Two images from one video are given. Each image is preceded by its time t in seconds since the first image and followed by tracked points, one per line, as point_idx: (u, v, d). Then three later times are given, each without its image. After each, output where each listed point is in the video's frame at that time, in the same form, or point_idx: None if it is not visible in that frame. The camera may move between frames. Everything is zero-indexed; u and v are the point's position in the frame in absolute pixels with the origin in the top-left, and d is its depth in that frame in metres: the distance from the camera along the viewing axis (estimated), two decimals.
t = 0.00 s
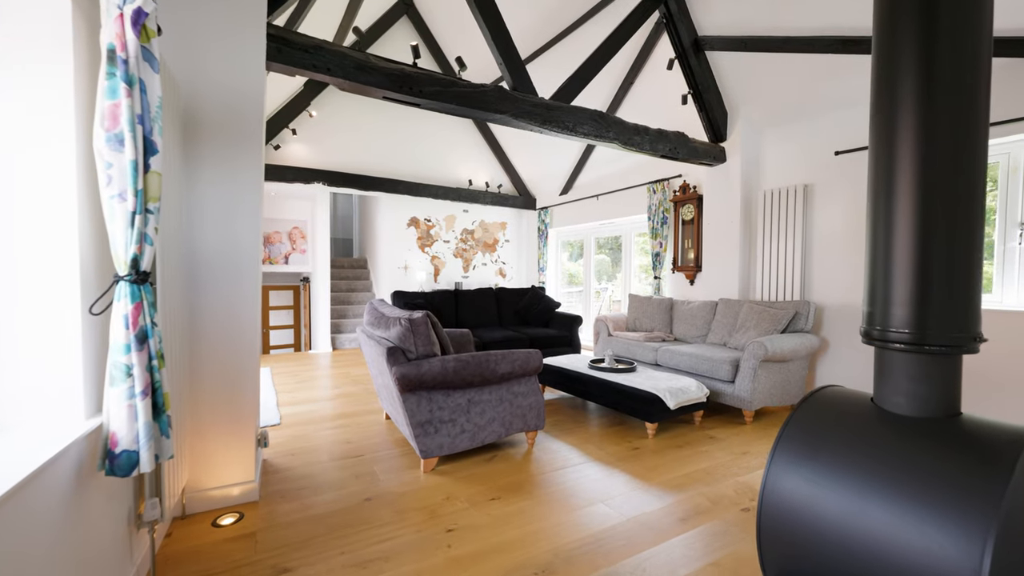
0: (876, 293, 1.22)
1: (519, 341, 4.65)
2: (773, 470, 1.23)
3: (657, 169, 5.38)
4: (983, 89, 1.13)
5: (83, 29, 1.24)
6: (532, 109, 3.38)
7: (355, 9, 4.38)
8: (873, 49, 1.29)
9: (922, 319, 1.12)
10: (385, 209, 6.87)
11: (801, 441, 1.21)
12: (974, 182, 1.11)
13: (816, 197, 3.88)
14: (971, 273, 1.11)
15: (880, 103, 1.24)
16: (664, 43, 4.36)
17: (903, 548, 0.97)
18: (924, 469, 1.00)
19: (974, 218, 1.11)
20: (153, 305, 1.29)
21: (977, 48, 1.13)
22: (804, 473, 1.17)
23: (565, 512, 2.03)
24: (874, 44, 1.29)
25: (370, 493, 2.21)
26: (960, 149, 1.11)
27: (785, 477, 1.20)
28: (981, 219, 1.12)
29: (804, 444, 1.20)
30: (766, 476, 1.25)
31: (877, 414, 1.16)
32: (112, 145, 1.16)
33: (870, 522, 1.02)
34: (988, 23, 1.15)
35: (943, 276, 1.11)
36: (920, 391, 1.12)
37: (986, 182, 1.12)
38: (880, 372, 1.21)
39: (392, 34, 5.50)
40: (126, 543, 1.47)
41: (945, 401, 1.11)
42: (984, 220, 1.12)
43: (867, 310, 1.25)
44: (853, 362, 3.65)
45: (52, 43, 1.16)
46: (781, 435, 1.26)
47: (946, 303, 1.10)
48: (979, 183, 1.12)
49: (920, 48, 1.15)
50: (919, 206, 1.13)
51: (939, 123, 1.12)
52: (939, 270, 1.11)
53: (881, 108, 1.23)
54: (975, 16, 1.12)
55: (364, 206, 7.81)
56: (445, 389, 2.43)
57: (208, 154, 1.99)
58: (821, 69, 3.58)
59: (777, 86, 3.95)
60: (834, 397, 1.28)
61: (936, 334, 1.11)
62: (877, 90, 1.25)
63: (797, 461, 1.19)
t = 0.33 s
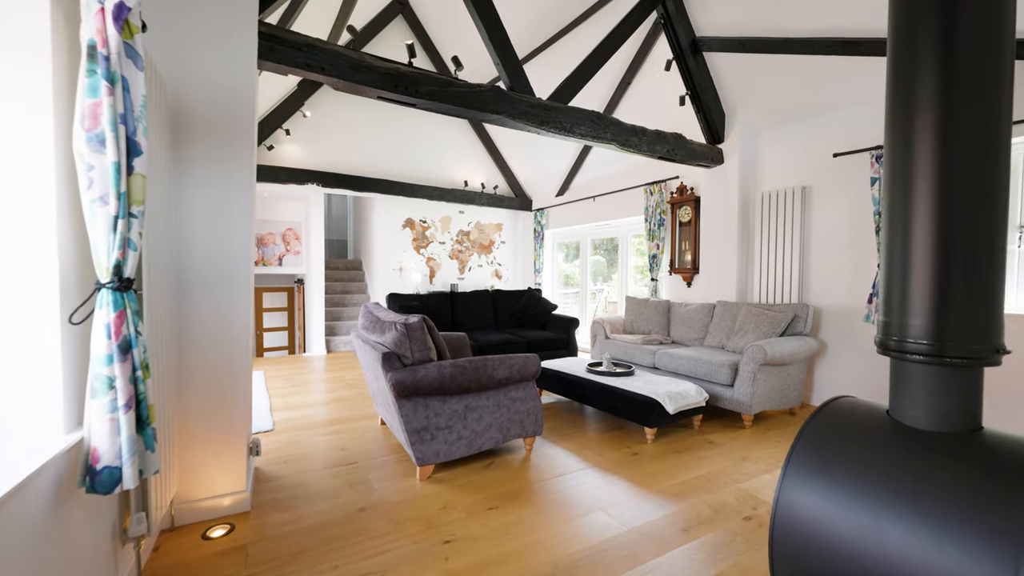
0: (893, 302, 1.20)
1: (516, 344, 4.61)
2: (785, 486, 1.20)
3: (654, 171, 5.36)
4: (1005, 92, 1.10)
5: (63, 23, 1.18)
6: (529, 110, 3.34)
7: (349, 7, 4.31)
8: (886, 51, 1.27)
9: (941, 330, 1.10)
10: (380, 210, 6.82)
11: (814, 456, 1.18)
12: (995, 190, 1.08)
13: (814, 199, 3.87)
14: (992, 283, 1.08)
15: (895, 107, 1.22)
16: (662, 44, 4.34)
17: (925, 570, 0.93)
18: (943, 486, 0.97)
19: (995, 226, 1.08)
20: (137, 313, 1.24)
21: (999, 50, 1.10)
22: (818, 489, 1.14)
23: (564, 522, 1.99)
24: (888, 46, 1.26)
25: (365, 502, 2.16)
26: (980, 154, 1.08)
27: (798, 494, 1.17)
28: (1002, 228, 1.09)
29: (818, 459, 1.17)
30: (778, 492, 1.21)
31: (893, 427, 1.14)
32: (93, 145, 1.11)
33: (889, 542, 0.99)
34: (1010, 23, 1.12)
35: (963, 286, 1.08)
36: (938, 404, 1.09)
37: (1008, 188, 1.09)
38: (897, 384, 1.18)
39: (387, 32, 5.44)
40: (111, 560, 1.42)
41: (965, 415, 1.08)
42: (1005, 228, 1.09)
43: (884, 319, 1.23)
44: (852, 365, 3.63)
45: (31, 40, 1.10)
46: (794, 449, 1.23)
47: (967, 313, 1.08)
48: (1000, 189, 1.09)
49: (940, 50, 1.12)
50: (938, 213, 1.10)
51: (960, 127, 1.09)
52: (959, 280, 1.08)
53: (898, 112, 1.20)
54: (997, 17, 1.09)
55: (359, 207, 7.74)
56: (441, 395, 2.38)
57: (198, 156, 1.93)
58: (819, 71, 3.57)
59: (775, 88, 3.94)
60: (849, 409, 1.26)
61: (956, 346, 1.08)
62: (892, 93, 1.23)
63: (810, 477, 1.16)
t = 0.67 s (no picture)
0: (911, 318, 1.18)
1: (512, 347, 4.56)
2: (799, 508, 1.16)
3: (651, 173, 5.33)
4: None
5: (42, 19, 1.13)
6: (526, 112, 3.30)
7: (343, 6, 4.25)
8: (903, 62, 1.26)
9: (962, 348, 1.08)
10: (375, 211, 6.76)
11: (829, 478, 1.15)
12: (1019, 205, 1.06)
13: (812, 202, 3.85)
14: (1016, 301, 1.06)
15: (913, 118, 1.20)
16: (659, 46, 4.31)
17: None
18: (962, 512, 0.94)
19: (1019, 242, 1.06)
20: (121, 325, 1.18)
21: None
22: (833, 512, 1.11)
23: (563, 534, 1.95)
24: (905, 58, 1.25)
25: (359, 514, 2.11)
26: (1004, 167, 1.06)
27: (813, 516, 1.13)
28: None
29: (833, 481, 1.14)
30: (791, 514, 1.18)
31: (912, 449, 1.11)
32: (73, 150, 1.05)
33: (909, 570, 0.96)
34: None
35: (986, 304, 1.06)
36: (959, 426, 1.07)
37: None
38: (915, 404, 1.16)
39: (382, 32, 5.37)
40: None
41: (987, 438, 1.05)
42: None
43: (900, 335, 1.21)
44: (850, 370, 3.62)
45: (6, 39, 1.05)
46: (807, 470, 1.20)
47: (990, 331, 1.05)
48: None
49: (961, 61, 1.10)
50: (959, 228, 1.08)
51: (982, 140, 1.07)
52: (981, 298, 1.06)
53: (916, 123, 1.19)
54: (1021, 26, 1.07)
55: (354, 207, 7.67)
56: (438, 403, 2.33)
57: (187, 159, 1.87)
58: (818, 73, 3.56)
59: (773, 90, 3.92)
60: (864, 427, 1.23)
61: (979, 366, 1.06)
62: (910, 105, 1.21)
63: (826, 500, 1.13)
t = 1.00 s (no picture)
0: (926, 338, 1.15)
1: (509, 351, 4.52)
2: (811, 533, 1.15)
3: (648, 175, 5.30)
4: None
5: (19, 20, 1.07)
6: (524, 115, 3.26)
7: (337, 6, 4.18)
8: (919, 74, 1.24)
9: (980, 373, 1.05)
10: (370, 212, 6.71)
11: (841, 502, 1.14)
12: None
13: (810, 206, 3.84)
14: None
15: (929, 134, 1.18)
16: (657, 48, 4.28)
17: None
18: (965, 536, 0.95)
19: None
20: (102, 342, 1.13)
21: None
22: (845, 537, 1.09)
23: (563, 548, 1.91)
24: (920, 70, 1.23)
25: (353, 527, 2.06)
26: None
27: (825, 541, 1.12)
28: None
29: (845, 505, 1.12)
30: (802, 538, 1.17)
31: (926, 474, 1.10)
32: (50, 159, 1.00)
33: None
34: None
35: (1005, 328, 1.03)
36: (976, 452, 1.05)
37: None
38: (929, 428, 1.15)
39: (377, 32, 5.31)
40: None
41: (1004, 466, 1.04)
42: None
43: (914, 355, 1.19)
44: (847, 375, 3.61)
45: None
46: (818, 495, 1.18)
47: (1009, 356, 1.03)
48: None
49: (981, 76, 1.07)
50: (978, 249, 1.06)
51: (1003, 158, 1.04)
52: (998, 320, 1.04)
53: (933, 139, 1.16)
54: None
55: (348, 208, 7.60)
56: (433, 413, 2.29)
57: (175, 166, 1.81)
58: (816, 77, 3.55)
59: (770, 93, 3.90)
60: (875, 447, 1.23)
61: (997, 391, 1.03)
62: (926, 120, 1.19)
63: (838, 525, 1.11)
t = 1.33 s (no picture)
0: (935, 361, 1.13)
1: (505, 355, 4.49)
2: (819, 560, 1.14)
3: (645, 177, 5.28)
4: None
5: None
6: (521, 119, 3.22)
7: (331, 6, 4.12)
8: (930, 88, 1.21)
9: (992, 400, 1.03)
10: (364, 214, 6.65)
11: (850, 530, 1.12)
12: None
13: (808, 210, 3.82)
14: None
15: (940, 152, 1.16)
16: (654, 50, 4.26)
17: None
18: (974, 568, 0.94)
19: None
20: (83, 363, 1.08)
21: None
22: (854, 565, 1.08)
23: (562, 562, 1.88)
24: (931, 83, 1.21)
25: (348, 541, 2.01)
26: None
27: (833, 568, 1.11)
28: None
29: (855, 532, 1.11)
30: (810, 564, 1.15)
31: (937, 502, 1.08)
32: (27, 173, 0.95)
33: None
34: None
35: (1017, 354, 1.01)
36: (990, 482, 1.03)
37: None
38: (940, 454, 1.13)
39: (372, 32, 5.24)
40: None
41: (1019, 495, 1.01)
42: None
43: (923, 380, 1.16)
44: (844, 379, 3.60)
45: None
46: (826, 520, 1.17)
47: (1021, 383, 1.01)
48: None
49: (993, 94, 1.05)
50: (991, 273, 1.04)
51: (1016, 180, 1.02)
52: (1010, 347, 1.02)
53: (944, 157, 1.14)
54: None
55: (343, 209, 7.53)
56: (429, 423, 2.25)
57: (162, 173, 1.76)
58: (814, 80, 3.53)
59: (768, 96, 3.88)
60: (884, 470, 1.21)
61: (1009, 419, 1.01)
62: (937, 138, 1.16)
63: (847, 553, 1.10)
